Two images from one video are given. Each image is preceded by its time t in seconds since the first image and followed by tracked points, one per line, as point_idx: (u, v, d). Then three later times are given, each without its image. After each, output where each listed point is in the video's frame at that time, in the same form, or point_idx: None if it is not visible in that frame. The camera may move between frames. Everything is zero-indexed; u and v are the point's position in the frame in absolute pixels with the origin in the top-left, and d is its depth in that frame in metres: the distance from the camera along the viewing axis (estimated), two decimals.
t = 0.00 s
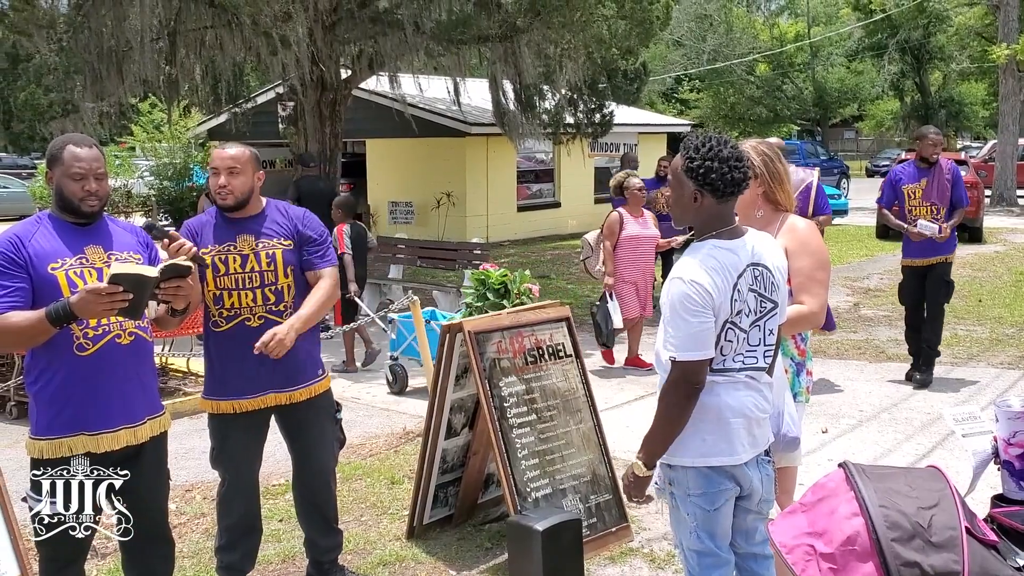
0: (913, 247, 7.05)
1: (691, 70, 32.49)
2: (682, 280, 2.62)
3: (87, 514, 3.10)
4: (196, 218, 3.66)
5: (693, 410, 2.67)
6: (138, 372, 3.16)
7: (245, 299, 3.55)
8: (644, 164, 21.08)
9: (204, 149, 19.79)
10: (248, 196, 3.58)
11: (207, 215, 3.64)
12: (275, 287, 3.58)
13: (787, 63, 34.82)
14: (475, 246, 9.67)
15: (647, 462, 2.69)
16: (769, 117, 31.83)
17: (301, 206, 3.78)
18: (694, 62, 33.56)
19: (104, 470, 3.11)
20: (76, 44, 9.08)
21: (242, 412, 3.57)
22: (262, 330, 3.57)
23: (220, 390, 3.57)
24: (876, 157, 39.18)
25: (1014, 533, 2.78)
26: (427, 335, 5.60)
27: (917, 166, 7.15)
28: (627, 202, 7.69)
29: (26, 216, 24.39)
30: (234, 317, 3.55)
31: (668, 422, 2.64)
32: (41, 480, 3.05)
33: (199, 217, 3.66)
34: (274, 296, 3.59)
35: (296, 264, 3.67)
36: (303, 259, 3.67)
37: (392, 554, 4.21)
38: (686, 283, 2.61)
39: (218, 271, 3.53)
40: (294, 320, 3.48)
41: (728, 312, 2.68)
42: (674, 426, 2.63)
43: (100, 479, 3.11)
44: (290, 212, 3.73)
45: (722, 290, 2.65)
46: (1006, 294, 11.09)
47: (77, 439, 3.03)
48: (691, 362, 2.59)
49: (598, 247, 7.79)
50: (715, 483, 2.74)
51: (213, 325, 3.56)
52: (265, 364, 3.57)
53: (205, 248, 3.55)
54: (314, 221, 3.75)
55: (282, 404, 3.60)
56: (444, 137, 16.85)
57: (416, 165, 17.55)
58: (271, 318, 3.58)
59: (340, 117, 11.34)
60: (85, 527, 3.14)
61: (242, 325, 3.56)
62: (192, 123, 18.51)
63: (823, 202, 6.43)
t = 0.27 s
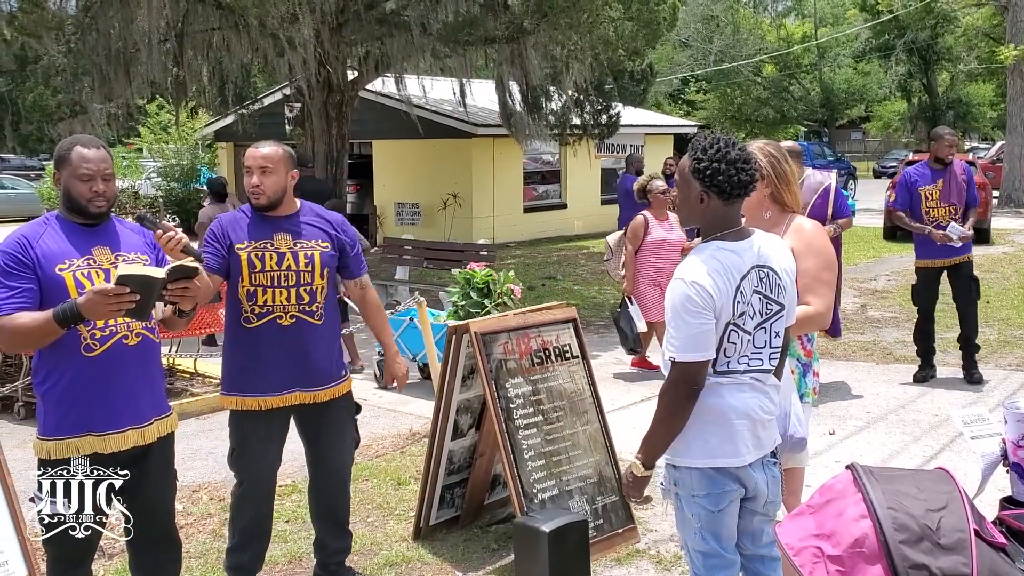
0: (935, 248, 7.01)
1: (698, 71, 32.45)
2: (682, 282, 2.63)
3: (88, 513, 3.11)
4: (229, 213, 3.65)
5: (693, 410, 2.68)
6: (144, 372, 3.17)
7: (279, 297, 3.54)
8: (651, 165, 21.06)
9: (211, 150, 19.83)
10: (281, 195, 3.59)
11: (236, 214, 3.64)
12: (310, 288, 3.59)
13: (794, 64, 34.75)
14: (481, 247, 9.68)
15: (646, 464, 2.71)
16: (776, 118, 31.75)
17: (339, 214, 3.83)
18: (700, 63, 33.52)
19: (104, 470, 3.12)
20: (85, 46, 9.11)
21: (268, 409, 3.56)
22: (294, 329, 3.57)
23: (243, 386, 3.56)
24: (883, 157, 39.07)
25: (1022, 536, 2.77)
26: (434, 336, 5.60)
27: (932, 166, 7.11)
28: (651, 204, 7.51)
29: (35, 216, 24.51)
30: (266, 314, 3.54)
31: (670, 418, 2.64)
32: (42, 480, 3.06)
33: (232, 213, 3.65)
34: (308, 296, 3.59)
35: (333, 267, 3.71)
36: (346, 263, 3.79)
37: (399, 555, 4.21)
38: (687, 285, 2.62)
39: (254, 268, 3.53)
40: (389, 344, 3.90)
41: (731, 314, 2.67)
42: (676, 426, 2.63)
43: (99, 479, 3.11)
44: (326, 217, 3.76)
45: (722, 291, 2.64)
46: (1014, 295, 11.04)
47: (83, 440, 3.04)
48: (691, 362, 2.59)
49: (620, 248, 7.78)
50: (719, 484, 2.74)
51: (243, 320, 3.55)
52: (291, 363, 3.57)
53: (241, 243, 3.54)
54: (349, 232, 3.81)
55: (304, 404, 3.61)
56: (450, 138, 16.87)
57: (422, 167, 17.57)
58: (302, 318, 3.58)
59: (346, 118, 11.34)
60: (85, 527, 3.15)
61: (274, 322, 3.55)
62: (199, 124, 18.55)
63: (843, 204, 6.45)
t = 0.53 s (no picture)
0: (960, 250, 7.00)
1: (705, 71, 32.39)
2: (687, 281, 2.62)
3: (88, 513, 3.10)
4: (256, 210, 3.65)
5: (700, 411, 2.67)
6: (151, 371, 3.18)
7: (310, 297, 3.55)
8: (657, 165, 21.03)
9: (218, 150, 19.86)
10: (311, 195, 3.59)
11: (263, 211, 3.64)
12: (337, 288, 3.60)
13: (802, 64, 34.64)
14: (488, 247, 9.68)
15: (658, 469, 2.70)
16: (783, 118, 31.66)
17: (363, 213, 3.84)
18: (707, 63, 33.47)
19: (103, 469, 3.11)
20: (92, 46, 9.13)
21: (294, 408, 3.55)
22: (324, 328, 3.59)
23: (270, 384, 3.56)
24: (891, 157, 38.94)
25: None
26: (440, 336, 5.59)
27: (956, 167, 7.12)
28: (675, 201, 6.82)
29: (43, 215, 24.60)
30: (296, 313, 3.55)
31: (676, 421, 2.63)
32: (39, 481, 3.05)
33: (259, 210, 3.65)
34: (338, 296, 3.61)
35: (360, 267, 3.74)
36: (370, 262, 3.80)
37: (405, 554, 4.21)
38: (690, 284, 2.61)
39: (285, 268, 3.54)
40: (407, 339, 3.84)
41: (735, 315, 2.66)
42: (684, 430, 2.63)
43: (99, 480, 3.10)
44: (352, 216, 3.77)
45: (727, 291, 2.63)
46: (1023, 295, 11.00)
47: (91, 439, 3.04)
48: (696, 363, 2.59)
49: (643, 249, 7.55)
50: (724, 484, 2.73)
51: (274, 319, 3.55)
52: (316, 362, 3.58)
53: (270, 242, 3.54)
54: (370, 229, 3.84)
55: (329, 402, 3.62)
56: (456, 138, 16.87)
57: (428, 167, 17.57)
58: (330, 318, 3.60)
59: (353, 117, 11.35)
60: (85, 527, 3.14)
61: (303, 322, 3.55)
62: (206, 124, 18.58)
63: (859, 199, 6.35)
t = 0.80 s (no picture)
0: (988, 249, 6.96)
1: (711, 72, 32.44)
2: (691, 283, 2.61)
3: (88, 512, 3.09)
4: (251, 213, 3.65)
5: (708, 412, 2.66)
6: (157, 372, 3.19)
7: (307, 299, 3.55)
8: (663, 166, 21.03)
9: (224, 151, 19.92)
10: (304, 195, 3.60)
11: (257, 214, 3.63)
12: (334, 289, 3.60)
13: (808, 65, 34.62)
14: (493, 247, 9.69)
15: (667, 469, 2.70)
16: (789, 119, 31.64)
17: (358, 214, 3.85)
18: (713, 63, 33.55)
19: (104, 469, 3.11)
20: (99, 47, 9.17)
21: (295, 411, 3.54)
22: (321, 330, 3.58)
23: (271, 389, 3.55)
24: (898, 158, 38.87)
25: None
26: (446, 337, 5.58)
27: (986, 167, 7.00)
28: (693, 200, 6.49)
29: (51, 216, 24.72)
30: (294, 315, 3.54)
31: (686, 425, 2.63)
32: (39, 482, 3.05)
33: (253, 212, 3.66)
34: (335, 298, 3.61)
35: (356, 268, 3.74)
36: (365, 264, 3.81)
37: (410, 555, 4.20)
38: (695, 286, 2.60)
39: (280, 269, 3.53)
40: (386, 340, 3.75)
41: (740, 317, 2.65)
42: (692, 432, 2.62)
43: (99, 480, 3.10)
44: (347, 218, 3.78)
45: (731, 291, 2.63)
46: None
47: (96, 439, 3.04)
48: (702, 364, 2.58)
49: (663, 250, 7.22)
50: (730, 486, 2.72)
51: (273, 322, 3.55)
52: (320, 365, 3.58)
53: (265, 244, 3.54)
54: (365, 229, 3.85)
55: (331, 406, 3.61)
56: (462, 139, 16.89)
57: (434, 168, 17.58)
58: (329, 319, 3.60)
59: (359, 118, 11.36)
60: (85, 527, 3.13)
61: (302, 324, 3.55)
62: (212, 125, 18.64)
63: (875, 200, 6.27)
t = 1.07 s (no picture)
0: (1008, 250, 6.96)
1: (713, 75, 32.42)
2: (689, 287, 2.61)
3: (88, 512, 3.09)
4: (244, 217, 3.67)
5: (705, 415, 2.66)
6: (159, 374, 3.19)
7: (300, 300, 3.55)
8: (665, 168, 21.02)
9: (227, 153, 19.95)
10: (295, 197, 3.59)
11: (251, 216, 3.65)
12: (329, 290, 3.60)
13: (810, 67, 34.58)
14: (495, 250, 9.69)
15: (662, 473, 2.73)
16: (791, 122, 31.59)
17: (355, 214, 3.84)
18: (715, 66, 33.56)
19: (104, 469, 3.11)
20: (103, 49, 9.18)
21: (291, 414, 3.54)
22: (317, 332, 3.58)
23: (267, 392, 3.56)
24: (900, 161, 38.81)
25: None
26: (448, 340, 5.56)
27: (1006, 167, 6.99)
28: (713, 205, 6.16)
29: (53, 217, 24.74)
30: (288, 317, 3.55)
31: (682, 427, 2.64)
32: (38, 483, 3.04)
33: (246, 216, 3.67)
34: (330, 299, 3.60)
35: (352, 269, 3.73)
36: (362, 265, 3.78)
37: (412, 558, 4.21)
38: (693, 289, 2.60)
39: (273, 271, 3.54)
40: (375, 345, 3.69)
41: (738, 321, 2.65)
42: (690, 434, 2.63)
43: (99, 480, 3.11)
44: (343, 218, 3.77)
45: (731, 295, 2.63)
46: None
47: (98, 441, 3.05)
48: (699, 367, 2.58)
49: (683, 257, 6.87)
50: (729, 489, 2.72)
51: (267, 325, 3.56)
52: (316, 367, 3.58)
53: (258, 247, 3.55)
54: (363, 230, 3.83)
55: (328, 409, 3.60)
56: (465, 142, 16.90)
57: (436, 170, 17.58)
58: (325, 320, 3.59)
59: (361, 121, 11.36)
60: (85, 527, 3.12)
61: (297, 325, 3.55)
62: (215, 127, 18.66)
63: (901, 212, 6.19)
